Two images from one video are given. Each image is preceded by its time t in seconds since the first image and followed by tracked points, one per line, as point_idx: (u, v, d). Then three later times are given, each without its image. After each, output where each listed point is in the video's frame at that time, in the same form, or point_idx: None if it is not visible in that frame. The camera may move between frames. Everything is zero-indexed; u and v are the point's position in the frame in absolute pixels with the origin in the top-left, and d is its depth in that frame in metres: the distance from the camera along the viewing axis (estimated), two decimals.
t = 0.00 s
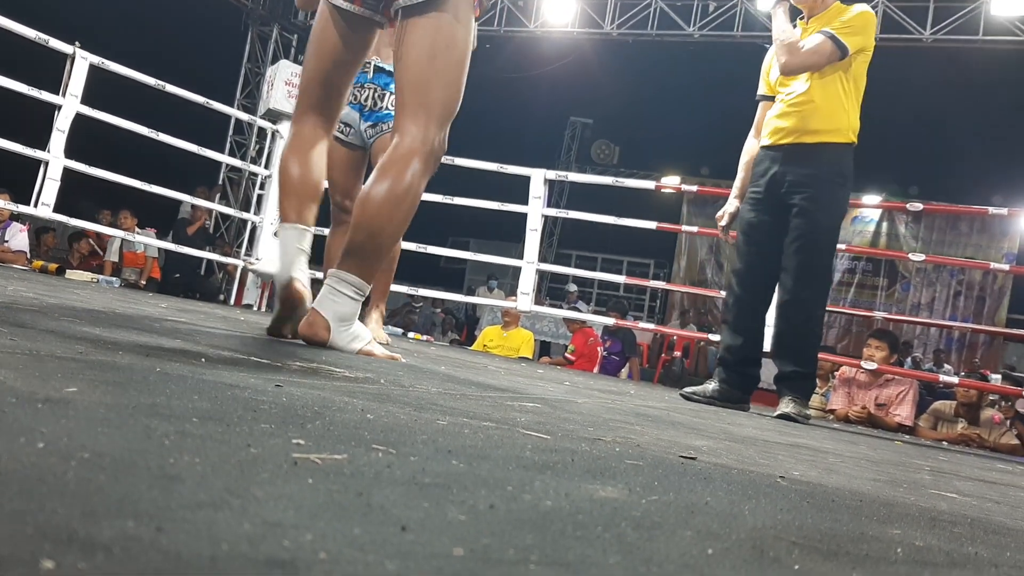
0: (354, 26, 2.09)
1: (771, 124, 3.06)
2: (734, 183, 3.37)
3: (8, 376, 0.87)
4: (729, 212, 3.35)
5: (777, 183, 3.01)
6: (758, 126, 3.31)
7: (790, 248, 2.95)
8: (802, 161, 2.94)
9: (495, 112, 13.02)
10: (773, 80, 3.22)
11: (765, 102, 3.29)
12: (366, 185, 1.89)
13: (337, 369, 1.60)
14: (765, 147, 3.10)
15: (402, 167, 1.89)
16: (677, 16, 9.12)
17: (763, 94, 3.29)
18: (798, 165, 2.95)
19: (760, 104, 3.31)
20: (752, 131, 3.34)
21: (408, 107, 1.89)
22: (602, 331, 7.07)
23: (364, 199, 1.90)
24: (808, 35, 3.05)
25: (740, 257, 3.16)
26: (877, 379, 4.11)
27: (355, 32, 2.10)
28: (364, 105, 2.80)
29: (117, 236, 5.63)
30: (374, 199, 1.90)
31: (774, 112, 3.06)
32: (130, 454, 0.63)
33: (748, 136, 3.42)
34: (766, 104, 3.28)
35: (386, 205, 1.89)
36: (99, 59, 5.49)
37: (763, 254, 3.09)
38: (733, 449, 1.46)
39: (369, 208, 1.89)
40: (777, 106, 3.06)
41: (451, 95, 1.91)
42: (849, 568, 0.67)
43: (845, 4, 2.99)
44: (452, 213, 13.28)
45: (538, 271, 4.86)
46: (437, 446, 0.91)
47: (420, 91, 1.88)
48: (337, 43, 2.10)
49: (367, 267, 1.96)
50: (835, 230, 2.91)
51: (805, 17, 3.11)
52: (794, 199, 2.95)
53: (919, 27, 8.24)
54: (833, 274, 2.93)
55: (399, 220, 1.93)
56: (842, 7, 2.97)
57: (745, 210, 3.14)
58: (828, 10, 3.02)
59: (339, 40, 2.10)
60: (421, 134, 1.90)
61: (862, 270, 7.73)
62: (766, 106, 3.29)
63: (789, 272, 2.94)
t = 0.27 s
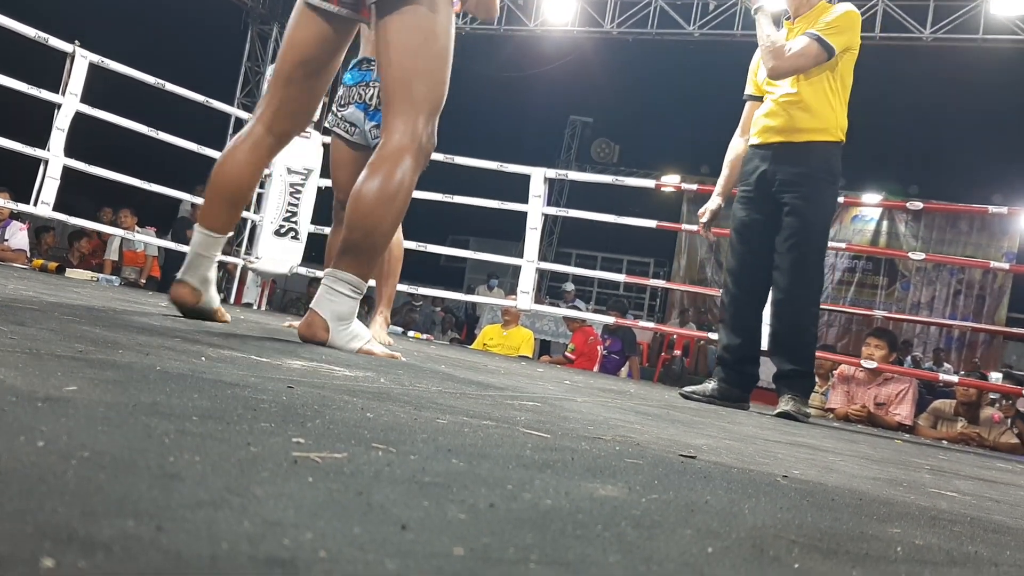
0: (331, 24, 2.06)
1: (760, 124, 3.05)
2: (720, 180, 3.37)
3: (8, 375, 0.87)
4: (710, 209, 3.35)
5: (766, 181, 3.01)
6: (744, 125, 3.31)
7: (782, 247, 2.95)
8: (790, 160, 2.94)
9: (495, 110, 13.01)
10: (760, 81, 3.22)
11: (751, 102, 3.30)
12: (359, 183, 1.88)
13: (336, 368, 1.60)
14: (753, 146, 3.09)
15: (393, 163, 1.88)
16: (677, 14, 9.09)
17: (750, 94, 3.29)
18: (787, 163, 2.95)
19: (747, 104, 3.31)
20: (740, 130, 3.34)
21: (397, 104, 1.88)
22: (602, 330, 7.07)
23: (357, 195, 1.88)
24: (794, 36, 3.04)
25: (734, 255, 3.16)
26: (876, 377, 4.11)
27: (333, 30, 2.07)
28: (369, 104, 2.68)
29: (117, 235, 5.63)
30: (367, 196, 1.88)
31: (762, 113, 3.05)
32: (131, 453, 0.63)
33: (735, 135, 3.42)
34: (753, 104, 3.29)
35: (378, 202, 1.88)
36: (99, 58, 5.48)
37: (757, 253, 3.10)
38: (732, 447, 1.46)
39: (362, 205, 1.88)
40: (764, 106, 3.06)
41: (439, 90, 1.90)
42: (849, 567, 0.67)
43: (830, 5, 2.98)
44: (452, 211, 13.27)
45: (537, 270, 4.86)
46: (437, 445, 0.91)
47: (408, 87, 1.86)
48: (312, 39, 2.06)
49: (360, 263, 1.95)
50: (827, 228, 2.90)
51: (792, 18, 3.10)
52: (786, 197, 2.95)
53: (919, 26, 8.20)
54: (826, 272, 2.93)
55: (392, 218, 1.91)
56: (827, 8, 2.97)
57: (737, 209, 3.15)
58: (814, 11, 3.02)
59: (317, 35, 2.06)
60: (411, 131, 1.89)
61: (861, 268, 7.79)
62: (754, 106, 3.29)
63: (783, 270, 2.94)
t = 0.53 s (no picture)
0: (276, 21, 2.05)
1: (756, 124, 3.06)
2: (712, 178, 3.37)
3: (8, 373, 0.87)
4: (700, 205, 3.35)
5: (761, 180, 3.01)
6: (738, 124, 3.31)
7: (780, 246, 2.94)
8: (786, 158, 2.94)
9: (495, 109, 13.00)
10: (754, 80, 3.23)
11: (746, 101, 3.30)
12: (320, 173, 1.88)
13: (336, 366, 1.60)
14: (749, 145, 3.10)
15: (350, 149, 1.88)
16: (677, 13, 9.07)
17: (744, 92, 3.29)
18: (784, 162, 2.95)
19: (740, 102, 3.32)
20: (733, 128, 3.34)
21: (339, 89, 1.84)
22: (602, 329, 7.07)
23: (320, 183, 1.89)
24: (789, 34, 3.04)
25: (730, 254, 3.16)
26: (876, 376, 4.12)
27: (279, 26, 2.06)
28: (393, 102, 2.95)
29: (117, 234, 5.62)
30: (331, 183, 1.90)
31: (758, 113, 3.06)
32: (131, 452, 0.63)
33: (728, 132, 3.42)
34: (747, 102, 3.29)
35: (342, 188, 1.89)
36: (99, 57, 5.47)
37: (756, 252, 3.09)
38: (732, 446, 1.46)
39: (326, 193, 1.89)
40: (760, 105, 3.06)
41: (379, 69, 1.86)
42: (850, 566, 0.67)
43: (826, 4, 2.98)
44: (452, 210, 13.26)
45: (537, 269, 4.87)
46: (437, 443, 0.92)
47: (347, 72, 1.84)
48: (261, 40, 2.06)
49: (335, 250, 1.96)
50: (824, 227, 2.90)
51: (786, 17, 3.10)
52: (782, 195, 2.95)
53: (919, 25, 8.18)
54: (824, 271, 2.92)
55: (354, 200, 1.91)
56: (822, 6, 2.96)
57: (733, 208, 3.14)
58: (808, 10, 3.02)
59: (264, 37, 2.07)
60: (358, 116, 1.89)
61: (862, 267, 7.88)
62: (748, 105, 3.30)
63: (781, 269, 2.93)
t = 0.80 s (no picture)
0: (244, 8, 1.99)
1: (758, 121, 3.05)
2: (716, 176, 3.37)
3: (8, 371, 0.87)
4: (705, 203, 3.34)
5: (764, 178, 3.01)
6: (742, 122, 3.30)
7: (782, 245, 2.94)
8: (789, 157, 2.94)
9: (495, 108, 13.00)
10: (758, 77, 3.22)
11: (749, 98, 3.30)
12: (217, 145, 1.75)
13: (336, 365, 1.60)
14: (751, 143, 3.09)
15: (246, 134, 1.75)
16: (677, 12, 9.08)
17: (748, 90, 3.29)
18: (786, 160, 2.95)
19: (744, 100, 3.31)
20: (737, 125, 3.34)
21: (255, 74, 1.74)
22: (602, 327, 7.07)
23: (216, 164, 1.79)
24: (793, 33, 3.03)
25: (731, 252, 3.15)
26: (878, 374, 4.12)
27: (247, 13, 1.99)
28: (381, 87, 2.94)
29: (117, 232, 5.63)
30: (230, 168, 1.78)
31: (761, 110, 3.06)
32: (130, 450, 0.63)
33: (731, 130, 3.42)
34: (751, 100, 3.29)
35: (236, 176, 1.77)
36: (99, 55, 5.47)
37: (757, 250, 3.09)
38: (732, 445, 1.46)
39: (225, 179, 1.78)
40: (763, 103, 3.06)
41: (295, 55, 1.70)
42: (851, 564, 0.67)
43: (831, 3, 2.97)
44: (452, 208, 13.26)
45: (537, 266, 4.86)
46: (437, 442, 0.92)
47: (275, 55, 1.68)
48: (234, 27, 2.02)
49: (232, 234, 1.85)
50: (826, 225, 2.90)
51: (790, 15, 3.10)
52: (785, 193, 2.94)
53: (918, 24, 8.18)
54: (826, 270, 2.93)
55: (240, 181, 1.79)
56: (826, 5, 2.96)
57: (734, 205, 3.13)
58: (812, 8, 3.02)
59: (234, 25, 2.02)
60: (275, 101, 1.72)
61: (862, 267, 7.84)
62: (752, 102, 3.29)
63: (782, 267, 2.93)
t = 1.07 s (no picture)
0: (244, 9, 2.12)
1: (769, 118, 3.04)
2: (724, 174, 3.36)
3: (7, 369, 0.87)
4: (717, 202, 3.34)
5: (774, 176, 3.00)
6: (751, 119, 3.29)
7: (790, 244, 2.95)
8: (799, 156, 2.94)
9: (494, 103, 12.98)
10: (768, 75, 3.22)
11: (759, 95, 3.28)
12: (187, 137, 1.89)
13: (336, 362, 1.60)
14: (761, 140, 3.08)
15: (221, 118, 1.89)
16: (677, 8, 9.02)
17: (757, 87, 3.28)
18: (796, 159, 2.94)
19: (753, 97, 3.30)
20: (745, 123, 3.33)
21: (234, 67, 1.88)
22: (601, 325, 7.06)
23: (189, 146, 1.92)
24: (808, 31, 3.02)
25: (737, 251, 3.15)
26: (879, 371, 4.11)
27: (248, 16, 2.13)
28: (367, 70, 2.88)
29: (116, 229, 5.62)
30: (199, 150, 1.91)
31: (773, 107, 3.04)
32: (130, 447, 0.63)
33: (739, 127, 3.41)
34: (760, 97, 3.28)
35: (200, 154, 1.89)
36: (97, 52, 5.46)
37: (762, 248, 3.08)
38: (731, 442, 1.46)
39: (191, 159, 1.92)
40: (774, 101, 3.05)
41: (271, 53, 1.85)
42: (850, 562, 0.67)
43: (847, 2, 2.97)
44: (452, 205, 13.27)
45: (537, 264, 4.86)
46: (437, 439, 0.92)
47: (241, 50, 1.85)
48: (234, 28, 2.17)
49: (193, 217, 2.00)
50: (834, 225, 2.90)
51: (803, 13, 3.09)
52: (795, 192, 2.94)
53: (919, 20, 8.12)
54: (832, 270, 2.93)
55: (205, 172, 1.90)
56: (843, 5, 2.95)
57: (743, 204, 3.11)
58: (826, 7, 3.01)
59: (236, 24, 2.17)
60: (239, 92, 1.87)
61: (863, 264, 7.84)
62: (761, 99, 3.28)
63: (789, 266, 2.94)
